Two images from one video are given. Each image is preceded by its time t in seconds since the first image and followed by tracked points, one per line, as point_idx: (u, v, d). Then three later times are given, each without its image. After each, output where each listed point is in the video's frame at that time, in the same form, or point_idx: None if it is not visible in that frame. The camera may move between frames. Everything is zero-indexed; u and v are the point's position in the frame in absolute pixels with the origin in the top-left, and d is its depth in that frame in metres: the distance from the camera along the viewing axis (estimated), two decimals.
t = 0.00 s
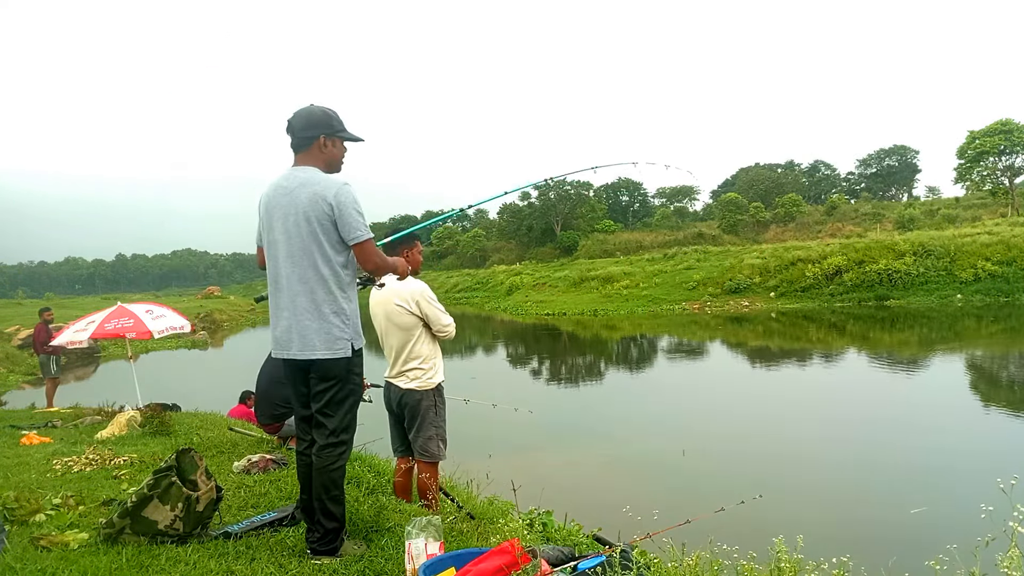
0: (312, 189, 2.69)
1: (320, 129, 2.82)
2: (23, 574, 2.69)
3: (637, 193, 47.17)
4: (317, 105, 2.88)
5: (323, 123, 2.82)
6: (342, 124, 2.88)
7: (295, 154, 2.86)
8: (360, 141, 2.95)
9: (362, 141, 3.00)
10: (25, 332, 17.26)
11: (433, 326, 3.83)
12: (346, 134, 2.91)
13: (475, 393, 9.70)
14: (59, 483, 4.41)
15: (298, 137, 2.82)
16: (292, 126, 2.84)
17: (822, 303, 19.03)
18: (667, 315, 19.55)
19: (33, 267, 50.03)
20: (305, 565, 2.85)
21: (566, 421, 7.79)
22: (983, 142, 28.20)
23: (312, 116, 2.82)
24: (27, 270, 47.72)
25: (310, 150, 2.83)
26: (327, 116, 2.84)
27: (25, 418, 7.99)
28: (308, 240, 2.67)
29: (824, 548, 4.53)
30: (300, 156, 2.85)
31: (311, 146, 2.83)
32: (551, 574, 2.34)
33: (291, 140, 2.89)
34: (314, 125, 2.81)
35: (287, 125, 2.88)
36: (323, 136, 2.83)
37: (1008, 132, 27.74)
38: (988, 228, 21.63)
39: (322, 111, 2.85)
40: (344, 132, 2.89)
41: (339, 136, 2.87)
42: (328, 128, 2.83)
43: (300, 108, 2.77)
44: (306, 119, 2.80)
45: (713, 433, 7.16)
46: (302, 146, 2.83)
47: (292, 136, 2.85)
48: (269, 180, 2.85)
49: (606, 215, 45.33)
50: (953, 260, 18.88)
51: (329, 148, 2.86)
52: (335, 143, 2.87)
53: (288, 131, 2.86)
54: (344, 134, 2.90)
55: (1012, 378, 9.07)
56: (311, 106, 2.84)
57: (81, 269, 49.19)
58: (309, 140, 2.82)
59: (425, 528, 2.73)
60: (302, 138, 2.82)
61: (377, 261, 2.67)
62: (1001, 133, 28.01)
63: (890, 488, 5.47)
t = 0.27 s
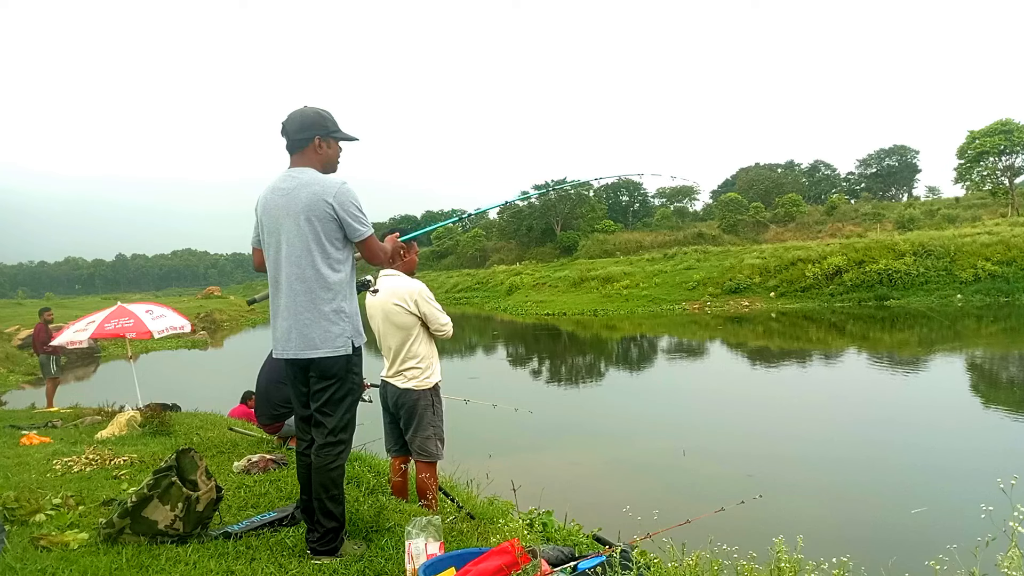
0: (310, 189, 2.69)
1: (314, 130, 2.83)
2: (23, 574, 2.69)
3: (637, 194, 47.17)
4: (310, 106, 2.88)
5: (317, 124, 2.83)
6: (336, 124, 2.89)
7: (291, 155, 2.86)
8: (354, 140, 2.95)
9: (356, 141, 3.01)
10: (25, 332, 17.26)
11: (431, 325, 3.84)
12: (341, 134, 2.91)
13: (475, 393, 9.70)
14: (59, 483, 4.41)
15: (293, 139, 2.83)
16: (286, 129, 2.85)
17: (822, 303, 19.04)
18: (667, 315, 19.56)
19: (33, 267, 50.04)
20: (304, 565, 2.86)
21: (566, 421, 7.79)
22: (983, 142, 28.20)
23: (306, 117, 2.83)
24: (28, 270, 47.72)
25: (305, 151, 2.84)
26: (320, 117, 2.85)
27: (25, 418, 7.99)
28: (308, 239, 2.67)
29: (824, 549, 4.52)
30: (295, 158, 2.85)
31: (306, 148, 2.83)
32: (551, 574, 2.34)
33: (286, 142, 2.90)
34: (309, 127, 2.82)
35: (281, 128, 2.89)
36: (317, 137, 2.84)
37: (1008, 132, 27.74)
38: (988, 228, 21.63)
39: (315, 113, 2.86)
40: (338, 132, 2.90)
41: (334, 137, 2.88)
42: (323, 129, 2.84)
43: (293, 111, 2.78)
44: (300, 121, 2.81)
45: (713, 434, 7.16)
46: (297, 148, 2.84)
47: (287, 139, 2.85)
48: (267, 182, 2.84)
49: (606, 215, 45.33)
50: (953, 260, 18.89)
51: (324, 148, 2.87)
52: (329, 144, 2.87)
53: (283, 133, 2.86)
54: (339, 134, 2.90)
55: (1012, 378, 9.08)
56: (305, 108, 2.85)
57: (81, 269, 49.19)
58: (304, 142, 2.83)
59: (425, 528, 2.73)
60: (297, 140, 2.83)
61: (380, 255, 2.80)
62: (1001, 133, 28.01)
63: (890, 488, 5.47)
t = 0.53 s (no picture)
0: (307, 189, 2.70)
1: (310, 132, 2.83)
2: (23, 574, 2.69)
3: (637, 193, 47.16)
4: (304, 107, 2.90)
5: (312, 125, 2.84)
6: (330, 125, 2.90)
7: (286, 157, 2.87)
8: (347, 141, 2.96)
9: (349, 142, 3.02)
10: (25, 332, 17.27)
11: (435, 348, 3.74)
12: (335, 135, 2.92)
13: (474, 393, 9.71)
14: (59, 483, 4.41)
15: (289, 140, 2.83)
16: (281, 130, 2.85)
17: (822, 303, 19.05)
18: (667, 315, 19.56)
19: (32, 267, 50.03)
20: (304, 564, 2.86)
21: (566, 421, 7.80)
22: (983, 142, 28.20)
23: (301, 119, 2.83)
24: (28, 270, 47.73)
25: (300, 152, 2.84)
26: (315, 119, 2.86)
27: (25, 418, 7.99)
28: (306, 239, 2.67)
29: (825, 549, 4.52)
30: (290, 160, 2.85)
31: (302, 149, 2.83)
32: (551, 574, 2.35)
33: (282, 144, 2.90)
34: (304, 128, 2.82)
35: (276, 130, 2.89)
36: (313, 139, 2.84)
37: (1008, 132, 27.74)
38: (988, 228, 21.63)
39: (310, 115, 2.87)
40: (333, 134, 2.91)
41: (328, 137, 2.89)
42: (318, 130, 2.84)
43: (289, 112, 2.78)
44: (295, 122, 2.82)
45: (713, 434, 7.16)
46: (292, 149, 2.83)
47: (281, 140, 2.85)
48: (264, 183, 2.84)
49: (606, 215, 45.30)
50: (953, 260, 18.88)
51: (320, 150, 2.87)
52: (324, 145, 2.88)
53: (279, 134, 2.86)
54: (333, 135, 2.91)
55: (1012, 378, 9.08)
56: (299, 109, 2.86)
57: (81, 269, 49.18)
58: (299, 143, 2.83)
59: (425, 528, 2.73)
60: (293, 141, 2.83)
61: (377, 255, 2.80)
62: (1001, 133, 28.01)
63: (889, 489, 5.47)
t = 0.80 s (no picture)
0: (304, 190, 2.70)
1: (309, 134, 2.83)
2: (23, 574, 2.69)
3: (637, 193, 47.16)
4: (305, 109, 2.90)
5: (313, 127, 2.84)
6: (329, 128, 2.91)
7: (284, 158, 2.86)
8: (345, 144, 2.97)
9: (346, 146, 3.03)
10: (25, 332, 17.26)
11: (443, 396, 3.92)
12: (333, 139, 2.93)
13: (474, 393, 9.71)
14: (59, 483, 4.41)
15: (289, 141, 2.83)
16: (281, 131, 2.85)
17: (822, 303, 19.05)
18: (667, 315, 19.56)
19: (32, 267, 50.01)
20: (305, 565, 2.86)
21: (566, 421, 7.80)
22: (983, 142, 28.21)
23: (302, 121, 2.83)
24: (27, 270, 47.73)
25: (300, 153, 2.84)
26: (316, 121, 2.86)
27: (25, 418, 7.99)
28: (303, 240, 2.67)
29: (824, 548, 4.52)
30: (289, 161, 2.85)
31: (301, 150, 2.83)
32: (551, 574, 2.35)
33: (281, 145, 2.89)
34: (305, 130, 2.82)
35: (275, 130, 2.89)
36: (313, 140, 2.84)
37: (1008, 132, 27.75)
38: (988, 228, 21.63)
39: (311, 117, 2.87)
40: (332, 137, 2.91)
41: (327, 140, 2.90)
42: (319, 132, 2.85)
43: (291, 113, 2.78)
44: (296, 124, 2.81)
45: (713, 433, 7.16)
46: (292, 150, 2.83)
47: (282, 141, 2.85)
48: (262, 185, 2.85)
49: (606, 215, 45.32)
50: (953, 260, 18.89)
51: (319, 152, 2.88)
52: (323, 147, 2.88)
53: (277, 136, 2.87)
54: (332, 138, 2.92)
55: (1012, 378, 9.08)
56: (300, 111, 2.86)
57: (81, 269, 49.16)
58: (299, 144, 2.83)
59: (425, 528, 2.73)
60: (293, 142, 2.83)
61: (371, 258, 2.80)
62: (1001, 133, 28.02)
63: (890, 489, 5.46)
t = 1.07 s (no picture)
0: (303, 190, 2.70)
1: (310, 134, 2.83)
2: (23, 574, 2.69)
3: (637, 193, 47.14)
4: (306, 110, 2.90)
5: (314, 128, 2.85)
6: (330, 130, 2.91)
7: (285, 158, 2.86)
8: (345, 146, 2.98)
9: (346, 147, 3.04)
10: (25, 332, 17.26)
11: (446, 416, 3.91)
12: (333, 140, 2.94)
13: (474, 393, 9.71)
14: (59, 483, 4.41)
15: (289, 141, 2.82)
16: (282, 131, 2.85)
17: (822, 303, 19.05)
18: (667, 315, 19.56)
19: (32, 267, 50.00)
20: (305, 565, 2.86)
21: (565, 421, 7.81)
22: (983, 142, 28.21)
23: (303, 122, 2.83)
24: (27, 270, 47.71)
25: (300, 153, 2.84)
26: (317, 122, 2.87)
27: (25, 418, 7.99)
28: (301, 240, 2.67)
29: (824, 548, 4.53)
30: (289, 161, 2.86)
31: (302, 151, 2.83)
32: (551, 574, 2.35)
33: (280, 145, 2.89)
34: (306, 130, 2.82)
35: (275, 131, 2.89)
36: (313, 141, 2.84)
37: (1008, 132, 27.75)
38: (988, 228, 21.63)
39: (312, 118, 2.87)
40: (332, 138, 2.92)
41: (327, 141, 2.90)
42: (319, 133, 2.85)
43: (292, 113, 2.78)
44: (297, 124, 2.81)
45: (712, 433, 7.16)
46: (292, 150, 2.83)
47: (283, 142, 2.85)
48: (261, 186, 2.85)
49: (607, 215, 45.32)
50: (953, 259, 18.88)
51: (319, 153, 2.88)
52: (323, 148, 2.88)
53: (277, 137, 2.87)
54: (331, 140, 2.92)
55: (1012, 377, 9.08)
56: (301, 112, 2.85)
57: (81, 269, 49.14)
58: (299, 145, 2.83)
59: (425, 527, 2.73)
60: (293, 142, 2.83)
61: (367, 258, 2.79)
62: (1001, 133, 28.02)
63: (890, 489, 5.46)
